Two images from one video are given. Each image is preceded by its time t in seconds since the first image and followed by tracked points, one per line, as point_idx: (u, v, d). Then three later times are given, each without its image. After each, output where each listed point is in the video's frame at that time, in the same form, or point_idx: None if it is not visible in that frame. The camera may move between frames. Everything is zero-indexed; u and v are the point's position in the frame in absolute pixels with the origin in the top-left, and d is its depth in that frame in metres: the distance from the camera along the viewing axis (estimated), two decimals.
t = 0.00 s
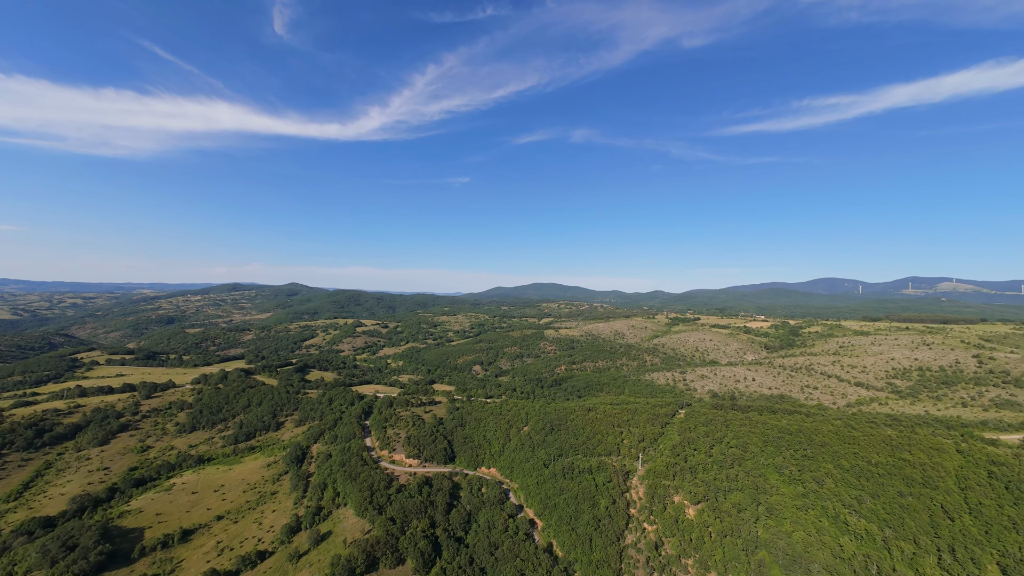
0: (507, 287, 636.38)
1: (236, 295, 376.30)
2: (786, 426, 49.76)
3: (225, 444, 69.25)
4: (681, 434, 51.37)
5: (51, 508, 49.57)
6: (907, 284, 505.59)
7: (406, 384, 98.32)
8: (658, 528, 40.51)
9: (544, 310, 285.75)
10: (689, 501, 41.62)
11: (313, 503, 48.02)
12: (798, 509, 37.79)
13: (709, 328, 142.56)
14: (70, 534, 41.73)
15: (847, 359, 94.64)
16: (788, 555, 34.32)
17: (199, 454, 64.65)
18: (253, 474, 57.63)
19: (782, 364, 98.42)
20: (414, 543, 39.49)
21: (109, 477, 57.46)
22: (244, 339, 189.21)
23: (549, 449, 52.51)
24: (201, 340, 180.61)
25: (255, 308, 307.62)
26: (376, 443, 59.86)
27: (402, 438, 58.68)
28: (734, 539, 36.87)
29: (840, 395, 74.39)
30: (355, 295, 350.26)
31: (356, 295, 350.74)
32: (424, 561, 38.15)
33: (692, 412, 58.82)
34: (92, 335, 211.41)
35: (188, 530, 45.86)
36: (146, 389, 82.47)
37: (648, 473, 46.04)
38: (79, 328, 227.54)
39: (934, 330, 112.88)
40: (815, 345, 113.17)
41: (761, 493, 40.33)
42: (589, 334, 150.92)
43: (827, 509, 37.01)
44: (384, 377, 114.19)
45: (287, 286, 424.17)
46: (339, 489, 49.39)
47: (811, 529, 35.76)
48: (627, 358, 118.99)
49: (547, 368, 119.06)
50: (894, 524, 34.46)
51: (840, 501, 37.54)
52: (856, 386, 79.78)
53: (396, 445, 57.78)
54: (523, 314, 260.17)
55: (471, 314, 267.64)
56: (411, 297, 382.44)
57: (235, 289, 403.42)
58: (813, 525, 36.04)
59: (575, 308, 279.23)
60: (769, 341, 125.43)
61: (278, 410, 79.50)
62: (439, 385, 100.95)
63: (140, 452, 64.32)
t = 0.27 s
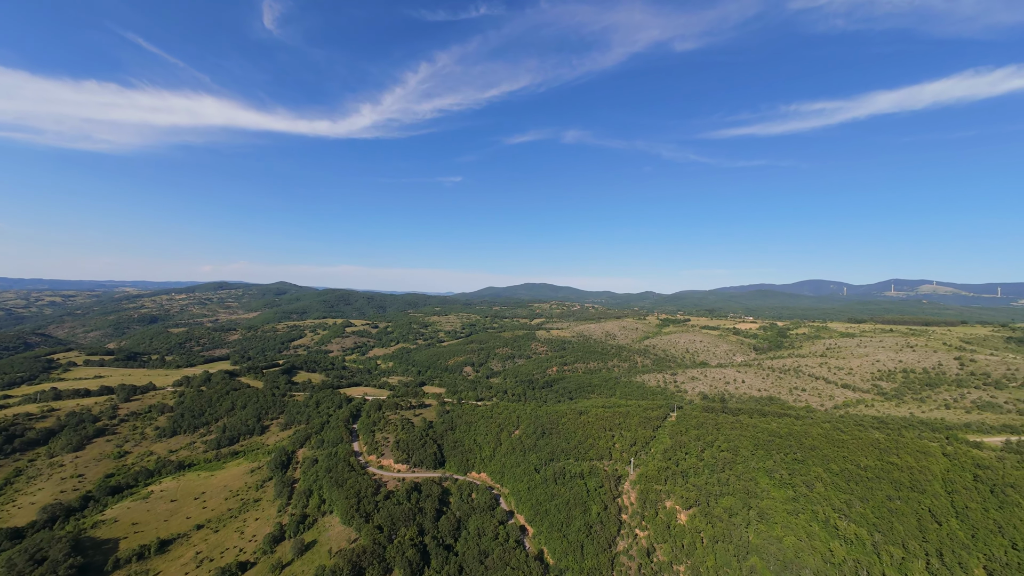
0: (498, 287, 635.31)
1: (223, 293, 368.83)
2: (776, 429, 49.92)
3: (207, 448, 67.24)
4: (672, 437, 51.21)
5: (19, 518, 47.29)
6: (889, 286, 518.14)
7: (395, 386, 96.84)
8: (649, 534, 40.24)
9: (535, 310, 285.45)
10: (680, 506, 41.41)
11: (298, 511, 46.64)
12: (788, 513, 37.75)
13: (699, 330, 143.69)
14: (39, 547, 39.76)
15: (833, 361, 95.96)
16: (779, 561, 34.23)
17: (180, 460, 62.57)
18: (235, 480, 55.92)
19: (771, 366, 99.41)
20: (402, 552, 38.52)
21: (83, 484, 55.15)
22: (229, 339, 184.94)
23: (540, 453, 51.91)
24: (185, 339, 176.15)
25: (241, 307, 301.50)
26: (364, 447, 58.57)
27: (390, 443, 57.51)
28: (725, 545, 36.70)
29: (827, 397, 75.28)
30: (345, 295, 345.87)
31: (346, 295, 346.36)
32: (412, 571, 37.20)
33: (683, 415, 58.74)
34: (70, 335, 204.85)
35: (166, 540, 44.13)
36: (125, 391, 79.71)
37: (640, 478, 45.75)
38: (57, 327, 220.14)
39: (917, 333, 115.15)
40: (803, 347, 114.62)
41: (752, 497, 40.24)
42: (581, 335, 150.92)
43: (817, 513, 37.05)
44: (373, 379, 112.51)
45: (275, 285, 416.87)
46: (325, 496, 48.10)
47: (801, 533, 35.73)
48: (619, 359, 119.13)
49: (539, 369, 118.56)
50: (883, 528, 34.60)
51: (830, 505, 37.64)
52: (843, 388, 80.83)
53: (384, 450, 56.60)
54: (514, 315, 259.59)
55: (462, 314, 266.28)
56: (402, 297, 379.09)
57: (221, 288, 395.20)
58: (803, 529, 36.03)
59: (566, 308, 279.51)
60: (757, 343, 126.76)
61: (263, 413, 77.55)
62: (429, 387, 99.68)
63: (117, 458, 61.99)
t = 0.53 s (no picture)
0: (490, 287, 633.61)
1: (207, 292, 360.67)
2: (765, 432, 49.99)
3: (188, 454, 65.13)
4: (664, 440, 50.98)
5: None
6: (872, 288, 530.27)
7: (384, 388, 95.23)
8: (641, 541, 39.95)
9: (527, 310, 284.82)
10: (672, 511, 41.16)
11: (281, 519, 45.17)
12: (779, 518, 37.68)
13: (689, 331, 144.55)
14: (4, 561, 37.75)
15: (820, 362, 97.20)
16: (770, 566, 34.13)
17: (159, 466, 60.40)
18: (217, 487, 54.16)
19: (760, 368, 100.29)
20: (389, 562, 37.51)
21: (54, 493, 52.75)
22: (214, 339, 180.55)
23: (531, 458, 51.25)
24: (167, 339, 171.42)
25: (227, 306, 295.14)
26: (351, 452, 57.20)
27: (378, 447, 56.24)
28: (717, 550, 36.51)
29: (815, 399, 76.07)
30: (334, 294, 340.98)
31: (335, 294, 341.44)
32: None
33: (674, 418, 58.57)
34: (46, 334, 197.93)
35: (142, 551, 42.36)
36: (101, 394, 76.80)
37: (631, 483, 45.44)
38: (33, 326, 212.66)
39: (900, 335, 117.42)
40: (790, 349, 115.94)
41: (743, 501, 40.10)
42: (572, 336, 150.77)
43: (807, 518, 37.05)
44: (362, 380, 110.65)
45: (262, 283, 409.01)
46: (309, 503, 46.76)
47: (792, 538, 35.67)
48: (609, 361, 119.13)
49: (530, 371, 117.90)
50: (872, 533, 34.75)
51: (820, 509, 37.69)
52: (829, 390, 81.84)
53: (371, 454, 55.34)
54: (505, 315, 258.66)
55: (453, 314, 264.48)
56: (392, 297, 375.44)
57: (205, 286, 386.23)
58: (794, 534, 35.97)
59: (558, 309, 279.48)
60: (746, 344, 128.03)
61: (247, 417, 75.47)
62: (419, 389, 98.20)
63: (91, 465, 59.56)
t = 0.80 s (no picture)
0: (481, 287, 631.72)
1: (192, 290, 352.33)
2: (755, 435, 50.07)
3: (167, 459, 62.96)
4: (655, 444, 50.74)
5: None
6: (856, 290, 540.88)
7: (372, 390, 93.59)
8: (632, 547, 39.66)
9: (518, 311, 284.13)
10: (663, 516, 40.91)
11: (263, 528, 43.70)
12: (770, 522, 37.59)
13: (679, 332, 145.39)
14: None
15: (807, 364, 98.41)
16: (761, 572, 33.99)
17: (136, 473, 58.19)
18: (197, 495, 52.37)
19: (749, 369, 101.12)
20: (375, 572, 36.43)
21: (22, 502, 50.32)
22: (198, 339, 176.12)
23: (522, 463, 50.58)
24: (149, 339, 166.69)
25: (212, 305, 288.60)
26: (337, 457, 55.81)
27: (365, 452, 54.96)
28: (708, 556, 36.29)
29: (803, 401, 76.84)
30: (323, 293, 335.81)
31: (324, 293, 336.38)
32: None
33: (665, 420, 58.41)
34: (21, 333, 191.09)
35: (115, 563, 40.53)
36: (76, 397, 73.89)
37: (622, 488, 45.11)
38: (7, 325, 204.97)
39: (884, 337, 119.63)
40: (778, 350, 117.30)
41: (734, 506, 39.94)
42: (563, 337, 150.56)
43: (798, 522, 37.04)
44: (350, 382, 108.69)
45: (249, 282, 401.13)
46: (293, 511, 45.38)
47: (782, 543, 35.60)
48: (601, 362, 119.08)
49: (521, 372, 117.23)
50: (860, 537, 34.86)
51: (809, 513, 37.74)
52: (817, 392, 82.82)
53: (358, 460, 54.05)
54: (497, 315, 257.72)
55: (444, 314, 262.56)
56: (383, 296, 371.51)
57: (190, 285, 377.39)
58: (784, 538, 35.91)
59: (549, 309, 279.34)
60: (735, 346, 129.20)
61: (230, 421, 73.33)
62: (408, 391, 96.74)
63: (63, 472, 57.06)
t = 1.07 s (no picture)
0: (472, 287, 629.33)
1: (174, 288, 343.22)
2: (744, 438, 50.23)
3: (144, 466, 60.67)
4: (646, 447, 50.54)
5: None
6: (839, 292, 553.59)
7: (360, 392, 91.90)
8: (622, 553, 39.32)
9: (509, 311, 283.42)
10: (653, 521, 40.69)
11: (244, 538, 42.16)
12: (760, 526, 37.58)
13: (668, 333, 146.37)
14: None
15: (794, 365, 99.75)
16: None
17: (110, 480, 55.87)
18: (175, 503, 50.49)
19: (737, 370, 102.15)
20: None
21: None
22: (180, 339, 171.35)
23: (512, 467, 49.91)
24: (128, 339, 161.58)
25: (195, 304, 281.38)
26: (322, 462, 54.38)
27: (351, 457, 53.62)
28: (698, 561, 36.10)
29: (789, 402, 77.76)
30: (311, 292, 330.43)
31: (312, 292, 330.93)
32: None
33: (655, 423, 58.29)
34: None
35: None
36: (47, 401, 70.76)
37: (613, 492, 44.78)
38: None
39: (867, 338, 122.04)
40: (765, 351, 118.75)
41: (724, 509, 39.85)
42: (554, 338, 150.31)
43: (787, 525, 37.10)
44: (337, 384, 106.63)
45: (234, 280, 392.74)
46: (276, 520, 43.93)
47: (772, 547, 35.62)
48: (591, 363, 119.04)
49: (511, 373, 116.51)
50: (848, 540, 35.03)
51: (798, 516, 37.84)
52: (803, 393, 83.91)
53: (344, 465, 52.71)
54: (487, 315, 256.57)
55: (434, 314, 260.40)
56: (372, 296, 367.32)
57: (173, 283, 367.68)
58: (774, 542, 35.92)
59: (540, 309, 279.26)
60: (723, 346, 130.48)
61: (211, 425, 71.06)
62: (397, 393, 95.19)
63: (32, 480, 54.44)
